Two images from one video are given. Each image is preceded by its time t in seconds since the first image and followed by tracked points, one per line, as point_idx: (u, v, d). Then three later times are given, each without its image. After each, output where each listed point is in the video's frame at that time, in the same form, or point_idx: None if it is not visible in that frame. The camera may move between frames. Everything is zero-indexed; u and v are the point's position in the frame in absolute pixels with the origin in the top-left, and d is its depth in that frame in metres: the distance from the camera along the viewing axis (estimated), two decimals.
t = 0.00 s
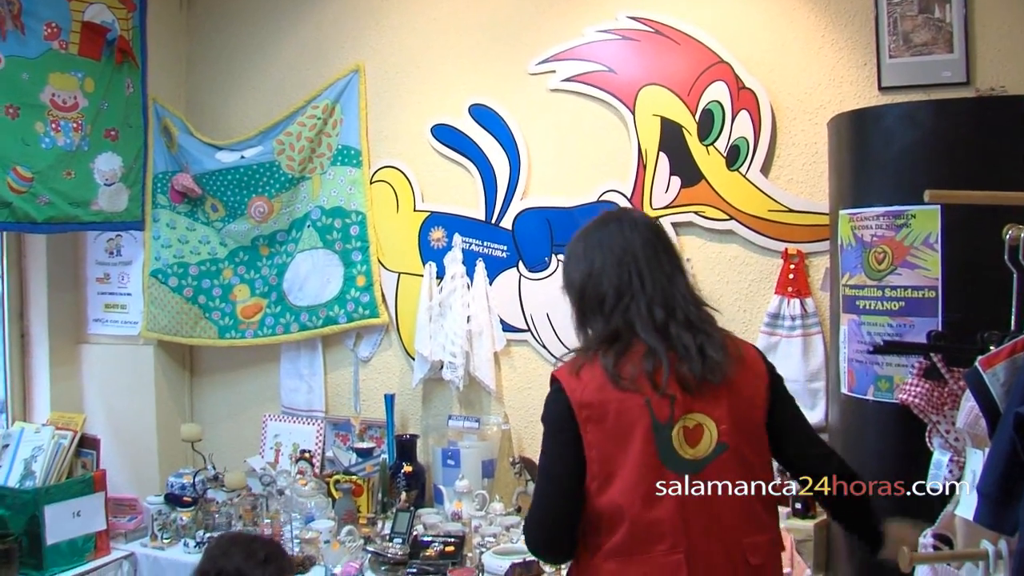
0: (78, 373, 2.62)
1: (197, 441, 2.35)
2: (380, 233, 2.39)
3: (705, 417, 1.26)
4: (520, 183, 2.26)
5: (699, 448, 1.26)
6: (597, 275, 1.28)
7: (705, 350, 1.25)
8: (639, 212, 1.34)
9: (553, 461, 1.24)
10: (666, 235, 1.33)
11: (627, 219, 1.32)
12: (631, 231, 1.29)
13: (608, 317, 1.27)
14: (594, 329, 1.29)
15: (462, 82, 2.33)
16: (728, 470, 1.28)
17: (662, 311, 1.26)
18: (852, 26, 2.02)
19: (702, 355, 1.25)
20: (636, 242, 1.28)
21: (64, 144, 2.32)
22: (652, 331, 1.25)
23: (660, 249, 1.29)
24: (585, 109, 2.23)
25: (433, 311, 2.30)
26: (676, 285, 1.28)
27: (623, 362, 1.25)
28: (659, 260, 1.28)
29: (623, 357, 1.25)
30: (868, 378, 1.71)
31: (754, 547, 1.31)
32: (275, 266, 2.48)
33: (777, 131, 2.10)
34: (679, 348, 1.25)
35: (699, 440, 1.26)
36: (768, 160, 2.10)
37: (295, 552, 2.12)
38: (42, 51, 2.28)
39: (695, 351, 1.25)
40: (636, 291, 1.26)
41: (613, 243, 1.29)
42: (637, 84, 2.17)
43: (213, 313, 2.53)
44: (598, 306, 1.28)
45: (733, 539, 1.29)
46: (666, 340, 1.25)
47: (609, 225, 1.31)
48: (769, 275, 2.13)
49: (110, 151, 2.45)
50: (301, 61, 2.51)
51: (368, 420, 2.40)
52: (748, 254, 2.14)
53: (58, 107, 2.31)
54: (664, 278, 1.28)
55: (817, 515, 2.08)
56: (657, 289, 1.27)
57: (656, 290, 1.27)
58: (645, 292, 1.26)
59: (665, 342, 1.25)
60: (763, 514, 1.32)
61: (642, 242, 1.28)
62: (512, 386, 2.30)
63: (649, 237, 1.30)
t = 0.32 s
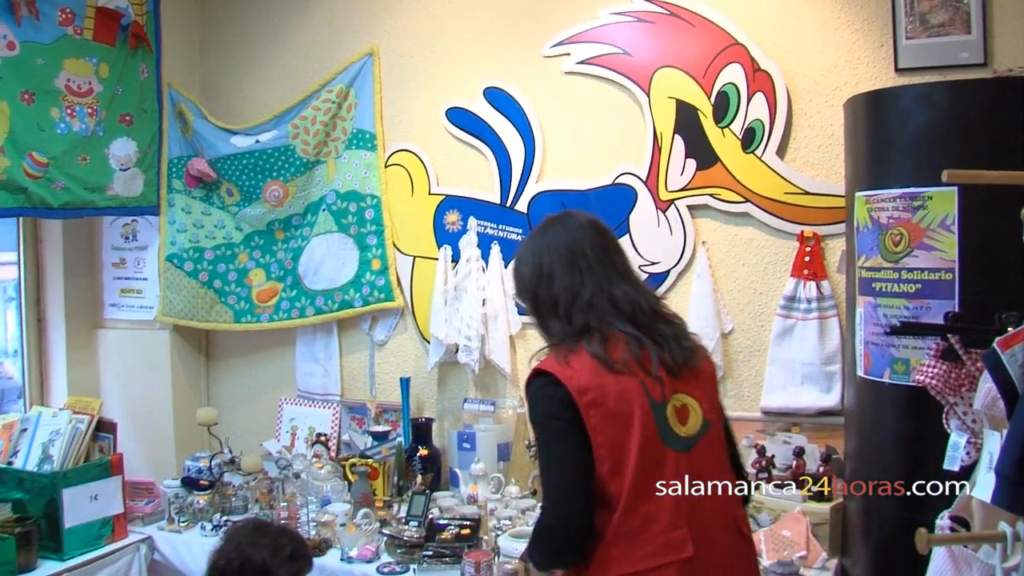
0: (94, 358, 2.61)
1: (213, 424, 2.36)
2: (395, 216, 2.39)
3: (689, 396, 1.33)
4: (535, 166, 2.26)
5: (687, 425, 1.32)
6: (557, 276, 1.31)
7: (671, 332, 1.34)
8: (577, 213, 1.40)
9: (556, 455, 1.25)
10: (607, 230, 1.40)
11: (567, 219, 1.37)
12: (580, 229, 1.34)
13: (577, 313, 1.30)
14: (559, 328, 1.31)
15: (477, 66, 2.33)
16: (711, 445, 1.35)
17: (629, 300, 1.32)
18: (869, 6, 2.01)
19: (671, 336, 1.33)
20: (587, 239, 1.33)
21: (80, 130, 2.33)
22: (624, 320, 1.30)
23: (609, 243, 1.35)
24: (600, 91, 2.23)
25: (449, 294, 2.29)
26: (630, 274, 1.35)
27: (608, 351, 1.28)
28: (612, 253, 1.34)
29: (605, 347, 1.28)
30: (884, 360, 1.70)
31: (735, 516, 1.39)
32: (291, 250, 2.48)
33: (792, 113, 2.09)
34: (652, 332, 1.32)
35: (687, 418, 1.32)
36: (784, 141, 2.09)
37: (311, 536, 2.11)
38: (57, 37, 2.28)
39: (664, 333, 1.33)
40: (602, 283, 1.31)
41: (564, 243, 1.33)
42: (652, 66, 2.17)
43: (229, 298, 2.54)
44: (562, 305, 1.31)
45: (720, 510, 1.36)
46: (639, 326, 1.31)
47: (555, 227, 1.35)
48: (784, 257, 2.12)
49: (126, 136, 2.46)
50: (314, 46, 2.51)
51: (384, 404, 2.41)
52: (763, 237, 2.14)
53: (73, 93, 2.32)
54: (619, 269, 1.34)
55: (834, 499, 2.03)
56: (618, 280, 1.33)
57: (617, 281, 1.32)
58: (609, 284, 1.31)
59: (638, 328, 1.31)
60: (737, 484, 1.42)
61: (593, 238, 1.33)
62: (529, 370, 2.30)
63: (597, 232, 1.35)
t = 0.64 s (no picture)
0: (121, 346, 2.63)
1: (240, 412, 2.37)
2: (420, 204, 2.39)
3: (602, 415, 1.23)
4: (561, 152, 2.26)
5: (607, 444, 1.22)
6: (452, 324, 1.21)
7: (572, 365, 1.25)
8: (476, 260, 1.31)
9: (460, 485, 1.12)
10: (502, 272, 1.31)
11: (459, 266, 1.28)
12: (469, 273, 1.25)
13: (472, 362, 1.20)
14: (454, 378, 1.21)
15: (502, 53, 2.32)
16: (635, 459, 1.24)
17: (526, 339, 1.23)
18: None
19: (573, 366, 1.25)
20: (479, 282, 1.24)
21: (106, 118, 2.34)
22: (523, 360, 1.21)
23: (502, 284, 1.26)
24: (626, 77, 2.22)
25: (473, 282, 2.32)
26: (526, 312, 1.26)
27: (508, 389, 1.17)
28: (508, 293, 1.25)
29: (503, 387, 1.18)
30: (912, 348, 1.69)
31: (673, 530, 1.26)
32: (316, 238, 2.49)
33: (819, 99, 2.07)
34: (553, 367, 1.23)
35: (604, 435, 1.22)
36: (811, 128, 2.08)
37: (336, 523, 2.14)
38: (83, 26, 2.29)
39: (565, 365, 1.24)
40: (498, 325, 1.21)
41: (455, 290, 1.23)
42: (678, 52, 2.16)
43: (255, 286, 2.55)
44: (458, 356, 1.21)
45: (654, 526, 1.23)
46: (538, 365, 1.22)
47: (447, 281, 1.25)
48: (810, 245, 2.10)
49: (151, 125, 2.47)
50: (338, 34, 2.51)
51: (410, 391, 2.41)
52: (790, 223, 2.12)
53: (99, 82, 2.33)
54: (516, 308, 1.25)
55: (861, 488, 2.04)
56: (514, 319, 1.23)
57: (511, 326, 1.22)
58: (504, 325, 1.22)
59: (535, 366, 1.22)
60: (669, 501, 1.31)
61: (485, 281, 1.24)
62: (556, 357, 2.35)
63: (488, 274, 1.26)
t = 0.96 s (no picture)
0: (145, 339, 2.67)
1: (262, 405, 2.38)
2: (442, 197, 2.40)
3: (561, 500, 1.29)
4: (583, 145, 2.26)
5: (572, 525, 1.25)
6: (389, 451, 1.32)
7: (510, 474, 1.29)
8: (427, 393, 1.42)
9: None
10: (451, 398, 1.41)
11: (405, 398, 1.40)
12: (407, 400, 1.36)
13: (405, 486, 1.28)
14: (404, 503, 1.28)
15: (523, 46, 2.32)
16: (605, 543, 1.27)
17: (458, 458, 1.28)
18: None
19: (514, 471, 1.30)
20: (416, 408, 1.34)
21: (129, 113, 2.35)
22: (453, 475, 1.26)
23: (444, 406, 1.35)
24: (648, 69, 2.21)
25: (496, 275, 2.32)
26: (466, 431, 1.33)
27: (440, 502, 1.22)
28: (449, 415, 1.33)
29: (435, 501, 1.23)
30: (936, 341, 1.67)
31: None
32: (338, 232, 2.49)
33: (842, 91, 2.06)
34: (487, 479, 1.26)
35: (570, 519, 1.26)
36: (834, 120, 2.06)
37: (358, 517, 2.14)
38: (105, 22, 2.30)
39: (505, 471, 1.30)
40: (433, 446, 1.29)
41: (393, 420, 1.35)
42: (701, 44, 2.15)
43: (277, 280, 2.55)
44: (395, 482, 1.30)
45: None
46: (470, 478, 1.26)
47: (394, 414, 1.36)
48: (834, 237, 2.08)
49: (173, 119, 2.47)
50: (359, 29, 2.52)
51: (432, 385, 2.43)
52: (814, 216, 2.10)
53: (121, 77, 2.34)
54: (454, 431, 1.33)
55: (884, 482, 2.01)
56: (448, 440, 1.31)
57: (447, 446, 1.30)
58: (436, 446, 1.29)
59: (473, 476, 1.27)
60: None
61: (423, 407, 1.33)
62: (579, 350, 2.34)
63: (429, 399, 1.36)
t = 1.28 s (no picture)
0: (165, 332, 2.70)
1: (282, 399, 2.38)
2: (463, 191, 2.40)
3: None
4: (603, 139, 2.26)
5: None
6: (416, 539, 1.09)
7: None
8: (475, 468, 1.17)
9: None
10: (488, 480, 1.15)
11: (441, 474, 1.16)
12: (435, 480, 1.12)
13: None
14: None
15: (543, 40, 2.31)
16: None
17: (474, 554, 1.03)
18: None
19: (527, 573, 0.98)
20: (443, 489, 1.10)
21: (149, 108, 2.36)
22: None
23: (474, 489, 1.10)
24: (668, 62, 2.20)
25: (517, 269, 2.32)
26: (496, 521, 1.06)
27: None
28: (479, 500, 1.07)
29: None
30: (959, 335, 1.66)
31: None
32: (359, 226, 2.50)
33: (864, 84, 2.04)
34: None
35: None
36: (856, 113, 2.05)
37: (378, 510, 2.13)
38: (125, 17, 2.31)
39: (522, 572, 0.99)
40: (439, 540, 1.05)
41: (421, 502, 1.11)
42: (721, 37, 2.14)
43: (297, 274, 2.56)
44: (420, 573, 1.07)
45: None
46: None
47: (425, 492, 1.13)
48: (856, 231, 2.07)
49: (193, 114, 2.48)
50: (378, 23, 2.52)
51: (452, 378, 2.43)
52: (836, 209, 2.09)
53: (141, 72, 2.35)
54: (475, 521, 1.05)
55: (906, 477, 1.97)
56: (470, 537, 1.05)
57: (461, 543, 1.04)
58: (456, 540, 1.05)
59: None
60: None
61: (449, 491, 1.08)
62: (599, 344, 2.34)
63: (458, 480, 1.11)
